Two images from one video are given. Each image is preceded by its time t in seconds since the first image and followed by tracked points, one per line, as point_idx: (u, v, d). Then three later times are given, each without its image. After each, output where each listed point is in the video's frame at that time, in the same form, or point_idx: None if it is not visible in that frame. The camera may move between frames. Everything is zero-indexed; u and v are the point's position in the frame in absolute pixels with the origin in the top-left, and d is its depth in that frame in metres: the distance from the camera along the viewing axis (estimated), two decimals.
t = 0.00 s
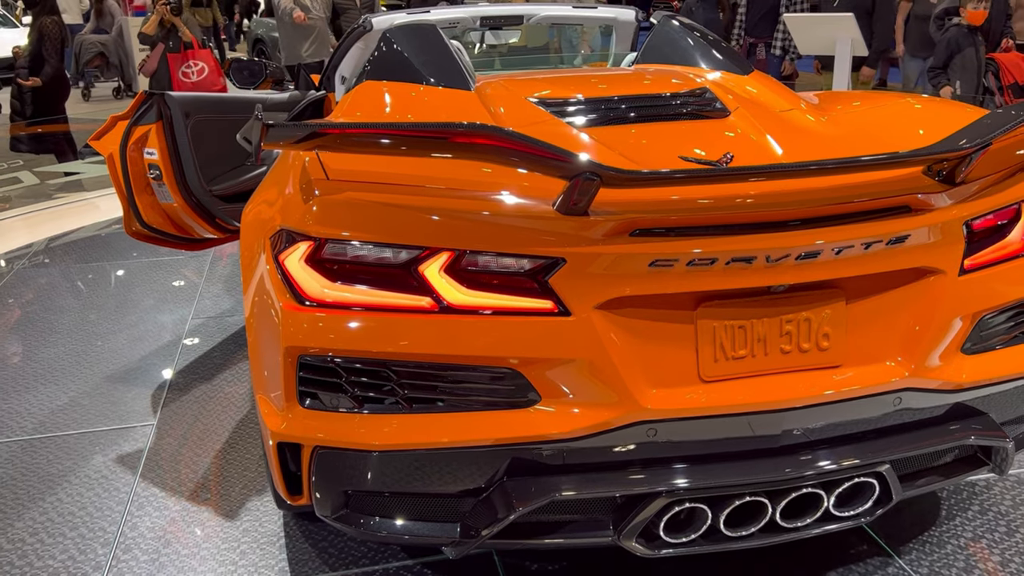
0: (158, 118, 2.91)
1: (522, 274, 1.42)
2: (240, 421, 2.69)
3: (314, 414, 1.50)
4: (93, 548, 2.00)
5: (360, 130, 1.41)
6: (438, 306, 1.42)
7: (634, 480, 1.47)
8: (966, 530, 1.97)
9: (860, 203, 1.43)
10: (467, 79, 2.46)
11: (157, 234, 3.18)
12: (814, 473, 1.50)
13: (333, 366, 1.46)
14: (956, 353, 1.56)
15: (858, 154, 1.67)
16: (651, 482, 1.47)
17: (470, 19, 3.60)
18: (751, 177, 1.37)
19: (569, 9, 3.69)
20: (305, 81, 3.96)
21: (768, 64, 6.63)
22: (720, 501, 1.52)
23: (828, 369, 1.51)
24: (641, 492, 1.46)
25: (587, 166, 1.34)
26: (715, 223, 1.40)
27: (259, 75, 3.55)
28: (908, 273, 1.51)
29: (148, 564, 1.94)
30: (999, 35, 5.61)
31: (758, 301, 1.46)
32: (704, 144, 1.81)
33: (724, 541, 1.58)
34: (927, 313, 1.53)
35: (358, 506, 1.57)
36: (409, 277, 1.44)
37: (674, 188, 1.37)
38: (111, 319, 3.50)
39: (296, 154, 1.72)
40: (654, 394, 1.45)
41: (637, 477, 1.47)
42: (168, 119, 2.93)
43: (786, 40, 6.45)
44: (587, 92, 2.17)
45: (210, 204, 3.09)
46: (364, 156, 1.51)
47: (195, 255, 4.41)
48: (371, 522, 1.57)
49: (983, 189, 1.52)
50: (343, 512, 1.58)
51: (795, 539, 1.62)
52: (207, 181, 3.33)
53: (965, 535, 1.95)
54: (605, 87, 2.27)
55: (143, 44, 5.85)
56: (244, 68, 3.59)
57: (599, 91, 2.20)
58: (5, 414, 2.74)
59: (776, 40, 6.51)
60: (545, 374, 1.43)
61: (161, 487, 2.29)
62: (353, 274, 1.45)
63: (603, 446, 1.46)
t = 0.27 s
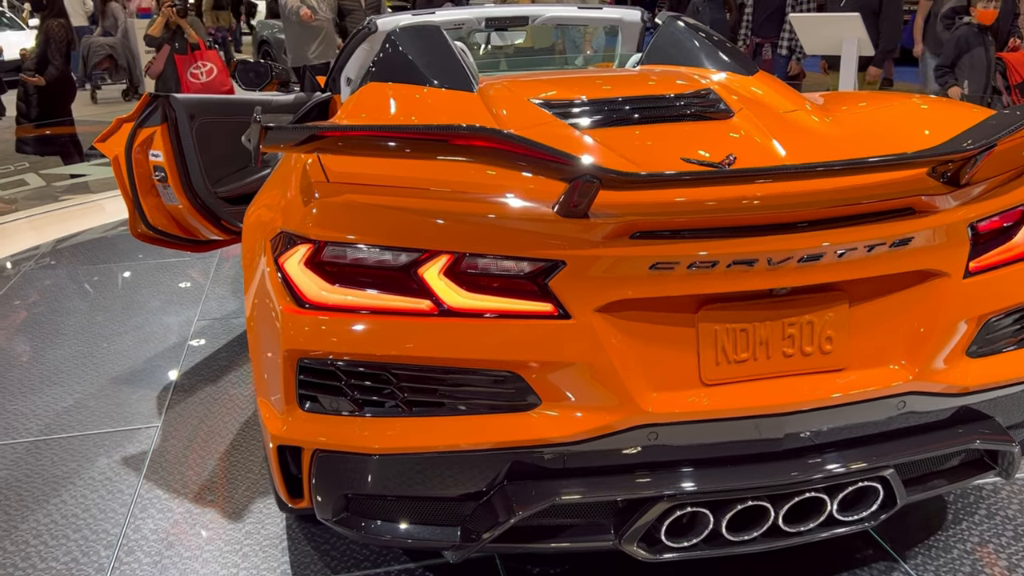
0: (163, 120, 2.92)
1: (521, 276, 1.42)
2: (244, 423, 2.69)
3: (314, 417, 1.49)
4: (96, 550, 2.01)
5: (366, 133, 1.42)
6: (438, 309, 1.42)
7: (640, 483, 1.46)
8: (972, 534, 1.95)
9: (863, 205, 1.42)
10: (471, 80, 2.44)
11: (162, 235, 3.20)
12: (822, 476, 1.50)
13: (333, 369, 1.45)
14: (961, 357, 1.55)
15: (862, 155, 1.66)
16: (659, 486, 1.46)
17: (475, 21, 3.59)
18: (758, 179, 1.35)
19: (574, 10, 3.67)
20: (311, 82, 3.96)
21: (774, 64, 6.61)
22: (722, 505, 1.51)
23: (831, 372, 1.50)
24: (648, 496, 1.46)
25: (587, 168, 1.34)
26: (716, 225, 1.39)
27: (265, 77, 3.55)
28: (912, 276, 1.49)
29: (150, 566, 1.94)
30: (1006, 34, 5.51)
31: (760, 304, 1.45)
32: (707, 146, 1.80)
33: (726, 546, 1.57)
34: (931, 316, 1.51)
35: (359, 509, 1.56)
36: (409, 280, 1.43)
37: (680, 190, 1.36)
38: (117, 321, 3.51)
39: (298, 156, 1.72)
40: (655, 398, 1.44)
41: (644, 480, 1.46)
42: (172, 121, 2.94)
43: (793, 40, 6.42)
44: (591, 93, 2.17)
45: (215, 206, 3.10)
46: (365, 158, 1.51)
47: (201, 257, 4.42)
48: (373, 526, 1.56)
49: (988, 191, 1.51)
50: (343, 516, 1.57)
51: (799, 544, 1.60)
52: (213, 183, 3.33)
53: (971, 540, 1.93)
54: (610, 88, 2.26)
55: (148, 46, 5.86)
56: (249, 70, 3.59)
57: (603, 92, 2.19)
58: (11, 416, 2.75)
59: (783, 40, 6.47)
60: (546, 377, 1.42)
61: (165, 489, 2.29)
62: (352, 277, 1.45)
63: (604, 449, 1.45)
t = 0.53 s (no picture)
0: (167, 122, 2.92)
1: (520, 279, 1.41)
2: (248, 424, 2.70)
3: (313, 420, 1.49)
4: (98, 551, 2.02)
5: (374, 136, 1.42)
6: (436, 311, 1.41)
7: (647, 486, 1.45)
8: (977, 538, 1.93)
9: (864, 208, 1.41)
10: (473, 82, 2.42)
11: (167, 237, 3.21)
12: (830, 478, 1.48)
13: (332, 372, 1.45)
14: (964, 360, 1.54)
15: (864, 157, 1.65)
16: (666, 488, 1.45)
17: (480, 22, 3.60)
18: (765, 180, 1.35)
19: (578, 10, 3.66)
20: (316, 84, 3.97)
21: (780, 64, 6.60)
22: (723, 509, 1.50)
23: (833, 375, 1.49)
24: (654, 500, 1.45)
25: (585, 171, 1.34)
26: (716, 228, 1.38)
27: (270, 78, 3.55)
28: (914, 278, 1.48)
29: (152, 567, 1.95)
30: (1013, 33, 5.50)
31: (760, 307, 1.45)
32: (712, 148, 1.79)
33: (727, 549, 1.56)
34: (933, 319, 1.50)
35: (359, 512, 1.56)
36: (408, 283, 1.43)
37: (687, 192, 1.36)
38: (122, 322, 3.52)
39: (298, 159, 1.72)
40: (655, 401, 1.44)
41: (650, 483, 1.45)
42: (177, 123, 2.94)
43: (798, 40, 6.40)
44: (595, 94, 2.16)
45: (220, 207, 3.11)
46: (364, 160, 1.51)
47: (207, 258, 4.43)
48: (374, 528, 1.56)
49: (991, 193, 1.50)
50: (343, 518, 1.57)
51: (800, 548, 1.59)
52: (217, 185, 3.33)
53: (976, 543, 1.91)
54: (614, 90, 2.25)
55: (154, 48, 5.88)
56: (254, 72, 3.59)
57: (607, 94, 2.19)
58: (16, 417, 2.77)
59: (788, 40, 6.46)
60: (545, 381, 1.42)
61: (168, 491, 2.30)
62: (351, 279, 1.45)
63: (603, 453, 1.44)
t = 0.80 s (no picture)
0: (174, 125, 2.97)
1: (518, 282, 1.42)
2: (253, 425, 2.71)
3: (313, 422, 1.51)
4: (104, 552, 2.04)
5: (379, 140, 1.42)
6: (434, 315, 1.42)
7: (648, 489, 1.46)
8: (979, 541, 1.93)
9: (860, 211, 1.41)
10: (475, 85, 2.41)
11: (173, 239, 3.22)
12: (838, 479, 1.50)
13: (331, 374, 1.46)
14: (963, 363, 1.53)
15: (865, 159, 1.65)
16: (674, 490, 1.46)
17: (485, 24, 3.61)
18: (773, 183, 1.36)
19: (583, 12, 3.66)
20: (322, 86, 3.98)
21: (786, 65, 6.60)
22: (721, 511, 1.51)
23: (831, 378, 1.49)
24: (661, 503, 1.46)
25: (583, 175, 1.35)
26: (712, 231, 1.39)
27: (275, 82, 3.54)
28: (912, 281, 1.48)
29: (157, 568, 1.97)
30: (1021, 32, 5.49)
31: (757, 310, 1.45)
32: (715, 150, 1.79)
33: (725, 552, 1.56)
34: (932, 321, 1.50)
35: (359, 513, 1.57)
36: (406, 286, 1.44)
37: (689, 195, 1.36)
38: (130, 324, 3.55)
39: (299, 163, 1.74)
40: (652, 404, 1.44)
41: (658, 485, 1.46)
42: (184, 126, 2.99)
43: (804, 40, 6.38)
44: (598, 97, 2.16)
45: (227, 210, 3.14)
46: (363, 164, 1.53)
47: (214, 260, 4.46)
48: (374, 530, 1.57)
49: (990, 196, 1.50)
50: (344, 520, 1.58)
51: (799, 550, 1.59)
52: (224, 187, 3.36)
53: (979, 546, 1.91)
54: (618, 92, 2.25)
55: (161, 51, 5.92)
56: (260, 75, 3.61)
57: (609, 97, 2.19)
58: (25, 418, 2.80)
59: (793, 40, 6.46)
60: (542, 384, 1.43)
61: (174, 491, 2.32)
62: (350, 283, 1.46)
63: (601, 455, 1.45)
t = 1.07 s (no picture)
0: (186, 126, 3.00)
1: (523, 283, 1.42)
2: (266, 424, 2.73)
3: (320, 422, 1.52)
4: (116, 550, 2.06)
5: (391, 141, 1.43)
6: (440, 315, 1.43)
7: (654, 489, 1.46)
8: (992, 543, 1.91)
9: (868, 210, 1.40)
10: (484, 86, 2.40)
11: (187, 239, 3.24)
12: (854, 478, 1.50)
13: (338, 374, 1.47)
14: (974, 363, 1.52)
15: (874, 158, 1.64)
16: (688, 489, 1.46)
17: (496, 24, 3.61)
18: (787, 182, 1.37)
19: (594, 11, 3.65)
20: (334, 87, 4.00)
21: (797, 62, 6.60)
22: (727, 512, 1.50)
23: (838, 379, 1.48)
24: (671, 503, 1.46)
25: (588, 176, 1.35)
26: (717, 231, 1.38)
27: (287, 82, 3.55)
28: (921, 281, 1.47)
29: (168, 566, 1.98)
30: None
31: (764, 310, 1.44)
32: (722, 150, 1.79)
33: (732, 553, 1.56)
34: (941, 321, 1.49)
35: (366, 513, 1.58)
36: (412, 286, 1.45)
37: (700, 195, 1.36)
38: (144, 323, 3.58)
39: (308, 164, 1.75)
40: (658, 404, 1.44)
41: (671, 485, 1.46)
42: (196, 128, 3.01)
43: (815, 38, 6.34)
44: (607, 96, 2.16)
45: (239, 210, 3.15)
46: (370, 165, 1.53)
47: (228, 260, 4.49)
48: (383, 529, 1.58)
49: (1001, 194, 1.50)
50: (351, 519, 1.59)
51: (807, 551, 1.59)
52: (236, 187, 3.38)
53: (991, 548, 1.89)
54: (628, 92, 2.25)
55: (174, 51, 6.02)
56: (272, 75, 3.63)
57: (620, 96, 2.19)
58: (41, 417, 2.83)
59: (805, 38, 6.43)
60: (547, 384, 1.43)
61: (186, 490, 2.34)
62: (356, 284, 1.47)
63: (607, 455, 1.45)
